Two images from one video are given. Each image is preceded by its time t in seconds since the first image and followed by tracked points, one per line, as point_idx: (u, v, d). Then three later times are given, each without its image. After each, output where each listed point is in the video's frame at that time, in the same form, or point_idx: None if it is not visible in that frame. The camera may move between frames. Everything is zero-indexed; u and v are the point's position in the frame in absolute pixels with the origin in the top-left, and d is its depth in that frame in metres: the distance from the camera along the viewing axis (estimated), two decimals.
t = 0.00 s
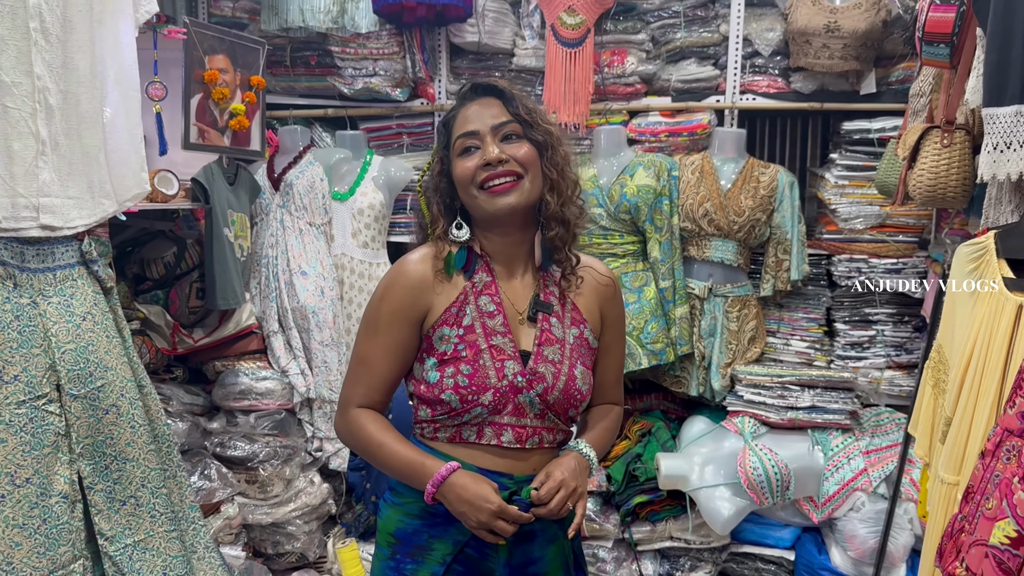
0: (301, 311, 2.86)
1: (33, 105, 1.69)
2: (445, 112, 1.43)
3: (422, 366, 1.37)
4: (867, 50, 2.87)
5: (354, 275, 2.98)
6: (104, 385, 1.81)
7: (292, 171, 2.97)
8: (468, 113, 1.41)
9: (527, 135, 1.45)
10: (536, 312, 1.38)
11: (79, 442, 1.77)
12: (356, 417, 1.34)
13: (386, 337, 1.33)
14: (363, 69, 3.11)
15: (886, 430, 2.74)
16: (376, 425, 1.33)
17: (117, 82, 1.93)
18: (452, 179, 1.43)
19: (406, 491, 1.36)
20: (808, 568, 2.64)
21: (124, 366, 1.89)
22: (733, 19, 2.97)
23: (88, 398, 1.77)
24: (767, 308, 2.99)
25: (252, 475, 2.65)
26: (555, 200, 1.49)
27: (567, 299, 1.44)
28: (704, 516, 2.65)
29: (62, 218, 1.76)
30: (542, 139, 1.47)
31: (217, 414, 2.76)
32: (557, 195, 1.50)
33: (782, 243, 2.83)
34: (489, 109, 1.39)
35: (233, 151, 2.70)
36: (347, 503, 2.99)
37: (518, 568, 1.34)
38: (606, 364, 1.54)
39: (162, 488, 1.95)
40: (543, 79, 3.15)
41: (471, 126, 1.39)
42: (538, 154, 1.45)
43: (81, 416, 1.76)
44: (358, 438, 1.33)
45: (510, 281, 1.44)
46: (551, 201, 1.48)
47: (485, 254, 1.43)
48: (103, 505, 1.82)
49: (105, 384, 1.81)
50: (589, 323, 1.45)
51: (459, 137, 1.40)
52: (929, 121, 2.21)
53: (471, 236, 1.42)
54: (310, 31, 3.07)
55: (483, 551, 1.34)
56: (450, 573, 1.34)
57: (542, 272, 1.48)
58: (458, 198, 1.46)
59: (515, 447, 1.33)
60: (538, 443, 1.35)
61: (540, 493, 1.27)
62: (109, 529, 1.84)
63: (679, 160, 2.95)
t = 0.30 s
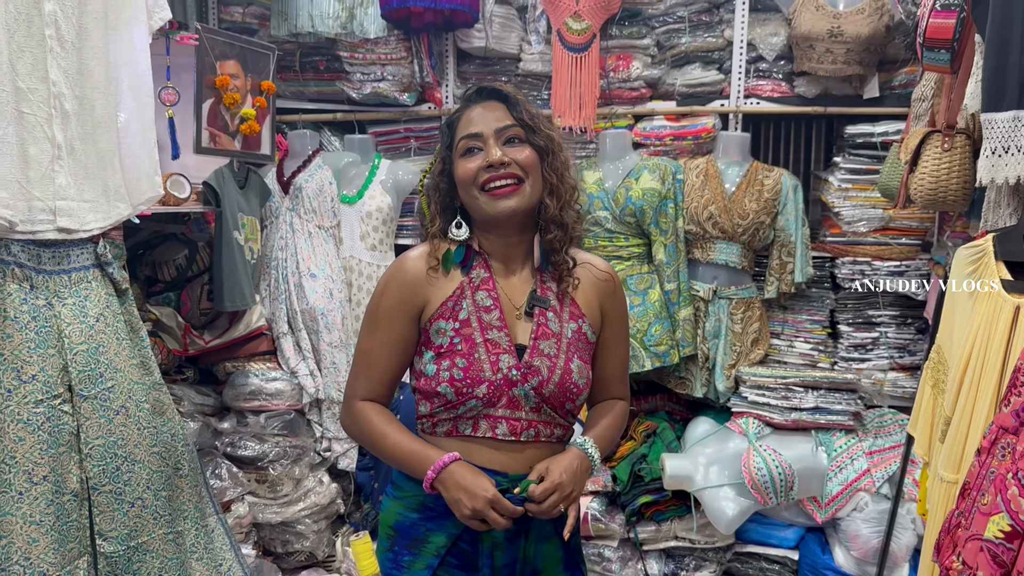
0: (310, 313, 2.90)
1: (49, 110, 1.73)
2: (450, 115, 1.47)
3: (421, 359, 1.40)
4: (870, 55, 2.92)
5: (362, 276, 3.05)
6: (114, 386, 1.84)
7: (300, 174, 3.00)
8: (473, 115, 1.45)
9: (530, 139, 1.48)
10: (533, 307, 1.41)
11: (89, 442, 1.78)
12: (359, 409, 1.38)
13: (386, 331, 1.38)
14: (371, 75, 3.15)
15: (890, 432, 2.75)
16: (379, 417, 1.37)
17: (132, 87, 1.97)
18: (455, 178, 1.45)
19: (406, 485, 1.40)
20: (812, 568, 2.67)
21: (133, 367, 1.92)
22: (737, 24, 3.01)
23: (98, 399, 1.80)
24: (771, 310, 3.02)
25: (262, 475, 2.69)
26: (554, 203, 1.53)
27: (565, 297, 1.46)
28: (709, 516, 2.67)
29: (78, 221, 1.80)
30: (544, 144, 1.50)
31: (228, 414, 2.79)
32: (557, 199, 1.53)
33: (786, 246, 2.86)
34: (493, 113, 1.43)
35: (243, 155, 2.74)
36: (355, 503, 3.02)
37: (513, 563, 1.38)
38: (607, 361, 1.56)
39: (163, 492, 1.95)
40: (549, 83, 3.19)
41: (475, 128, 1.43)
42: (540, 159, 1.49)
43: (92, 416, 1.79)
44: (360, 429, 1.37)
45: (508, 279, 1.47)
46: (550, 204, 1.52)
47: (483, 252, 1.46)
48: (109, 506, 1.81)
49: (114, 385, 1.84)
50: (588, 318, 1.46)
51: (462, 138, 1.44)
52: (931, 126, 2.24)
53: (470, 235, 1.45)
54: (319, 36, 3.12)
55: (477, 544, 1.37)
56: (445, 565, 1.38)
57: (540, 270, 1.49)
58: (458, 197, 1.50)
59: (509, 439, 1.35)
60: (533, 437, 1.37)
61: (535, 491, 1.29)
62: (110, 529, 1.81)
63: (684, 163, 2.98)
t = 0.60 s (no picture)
0: (317, 312, 2.93)
1: (59, 111, 1.76)
2: (446, 117, 1.49)
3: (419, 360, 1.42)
4: (875, 55, 2.93)
5: (368, 276, 3.07)
6: (117, 385, 1.85)
7: (307, 174, 3.05)
8: (468, 117, 1.47)
9: (526, 140, 1.50)
10: (529, 307, 1.42)
11: (93, 441, 1.79)
12: (361, 409, 1.40)
13: (385, 333, 1.40)
14: (378, 75, 3.17)
15: (894, 431, 2.75)
16: (380, 416, 1.39)
17: (140, 88, 1.98)
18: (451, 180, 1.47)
19: (408, 481, 1.41)
20: (816, 567, 2.67)
21: (138, 367, 1.93)
22: (742, 24, 3.02)
23: (101, 398, 1.81)
24: (776, 310, 3.03)
25: (269, 472, 2.70)
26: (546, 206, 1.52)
27: (561, 297, 1.47)
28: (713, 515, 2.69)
29: (87, 221, 1.82)
30: (539, 145, 1.52)
31: (235, 413, 2.80)
32: (551, 200, 1.53)
33: (791, 246, 2.87)
34: (488, 114, 1.44)
35: (251, 155, 2.75)
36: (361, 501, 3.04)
37: (513, 558, 1.39)
38: (604, 360, 1.58)
39: (168, 494, 1.92)
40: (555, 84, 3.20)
41: (470, 130, 1.45)
42: (535, 160, 1.51)
43: (97, 416, 1.80)
44: (362, 430, 1.40)
45: (504, 278, 1.48)
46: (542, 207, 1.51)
47: (480, 253, 1.48)
48: (112, 506, 1.81)
49: (118, 385, 1.85)
50: (584, 317, 1.49)
51: (457, 140, 1.45)
52: (935, 126, 2.24)
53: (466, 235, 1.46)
54: (325, 37, 3.13)
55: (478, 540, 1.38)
56: (447, 561, 1.39)
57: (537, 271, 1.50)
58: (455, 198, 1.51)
59: (508, 438, 1.37)
60: (531, 435, 1.39)
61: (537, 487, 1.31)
62: (113, 529, 1.81)
63: (689, 163, 2.99)
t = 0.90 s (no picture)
0: (322, 308, 2.92)
1: (63, 106, 1.75)
2: (447, 110, 1.47)
3: (417, 358, 1.41)
4: (884, 50, 2.91)
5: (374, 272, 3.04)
6: (119, 381, 1.87)
7: (313, 170, 3.04)
8: (470, 109, 1.46)
9: (527, 134, 1.50)
10: (527, 303, 1.41)
11: (91, 437, 1.81)
12: (356, 406, 1.39)
13: (382, 329, 1.39)
14: (383, 70, 3.15)
15: (902, 429, 2.72)
16: (375, 413, 1.38)
17: (145, 82, 1.99)
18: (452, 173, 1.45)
19: (406, 476, 1.41)
20: (823, 565, 2.67)
21: (138, 363, 1.95)
22: (750, 19, 2.99)
23: (104, 394, 1.82)
24: (784, 306, 3.00)
25: (275, 468, 2.71)
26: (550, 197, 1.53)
27: (560, 293, 1.46)
28: (719, 512, 2.67)
29: (92, 216, 1.82)
30: (541, 139, 1.52)
31: (240, 409, 2.80)
32: (552, 193, 1.53)
33: (798, 242, 2.85)
34: (490, 108, 1.44)
35: (257, 151, 2.75)
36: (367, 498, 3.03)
37: (513, 553, 1.39)
38: (603, 354, 1.58)
39: (155, 489, 1.97)
40: (561, 79, 3.18)
41: (473, 122, 1.44)
42: (536, 154, 1.50)
43: (97, 411, 1.81)
44: (357, 426, 1.39)
45: (502, 275, 1.47)
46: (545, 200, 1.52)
47: (478, 248, 1.47)
48: (106, 502, 1.84)
49: (120, 381, 1.87)
50: (582, 314, 1.47)
51: (459, 132, 1.44)
52: (944, 121, 2.22)
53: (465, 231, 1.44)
54: (331, 33, 3.12)
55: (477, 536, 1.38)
56: (445, 556, 1.38)
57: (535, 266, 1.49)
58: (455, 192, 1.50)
59: (506, 435, 1.36)
60: (530, 431, 1.38)
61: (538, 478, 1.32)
62: (108, 525, 1.83)
63: (696, 159, 2.97)
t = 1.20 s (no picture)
0: (326, 306, 2.90)
1: (62, 102, 1.73)
2: (445, 105, 1.44)
3: (410, 361, 1.38)
4: (897, 45, 2.86)
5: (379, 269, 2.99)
6: (116, 383, 1.84)
7: (316, 166, 3.02)
8: (468, 105, 1.42)
9: (526, 132, 1.46)
10: (523, 306, 1.38)
11: (91, 438, 1.78)
12: (348, 409, 1.37)
13: (373, 332, 1.36)
14: (388, 65, 3.13)
15: (914, 430, 2.68)
16: (366, 417, 1.36)
17: (144, 77, 1.95)
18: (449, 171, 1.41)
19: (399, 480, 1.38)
20: (832, 569, 2.63)
21: (127, 365, 1.91)
22: (760, 14, 2.95)
23: (102, 395, 1.80)
24: (793, 305, 2.96)
25: (277, 468, 2.68)
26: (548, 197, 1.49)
27: (557, 296, 1.43)
28: (727, 514, 2.63)
29: (90, 213, 1.80)
30: (540, 137, 1.48)
31: (243, 407, 2.77)
32: (552, 193, 1.49)
33: (809, 240, 2.81)
34: (488, 104, 1.40)
35: (259, 147, 2.72)
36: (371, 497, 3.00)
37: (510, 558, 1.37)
38: (603, 357, 1.55)
39: (138, 493, 1.94)
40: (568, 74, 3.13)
41: (471, 119, 1.40)
42: (536, 152, 1.46)
43: (95, 412, 1.78)
44: (348, 429, 1.37)
45: (498, 278, 1.44)
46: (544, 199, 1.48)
47: (473, 249, 1.43)
48: (108, 504, 1.81)
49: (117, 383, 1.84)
50: (579, 318, 1.44)
51: (456, 129, 1.41)
52: (960, 118, 2.17)
53: (460, 231, 1.43)
54: (335, 27, 3.08)
55: (471, 542, 1.34)
56: (439, 561, 1.36)
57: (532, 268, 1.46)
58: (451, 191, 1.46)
59: (500, 441, 1.35)
60: (524, 437, 1.37)
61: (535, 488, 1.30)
62: (113, 527, 1.81)
63: (705, 155, 2.92)
